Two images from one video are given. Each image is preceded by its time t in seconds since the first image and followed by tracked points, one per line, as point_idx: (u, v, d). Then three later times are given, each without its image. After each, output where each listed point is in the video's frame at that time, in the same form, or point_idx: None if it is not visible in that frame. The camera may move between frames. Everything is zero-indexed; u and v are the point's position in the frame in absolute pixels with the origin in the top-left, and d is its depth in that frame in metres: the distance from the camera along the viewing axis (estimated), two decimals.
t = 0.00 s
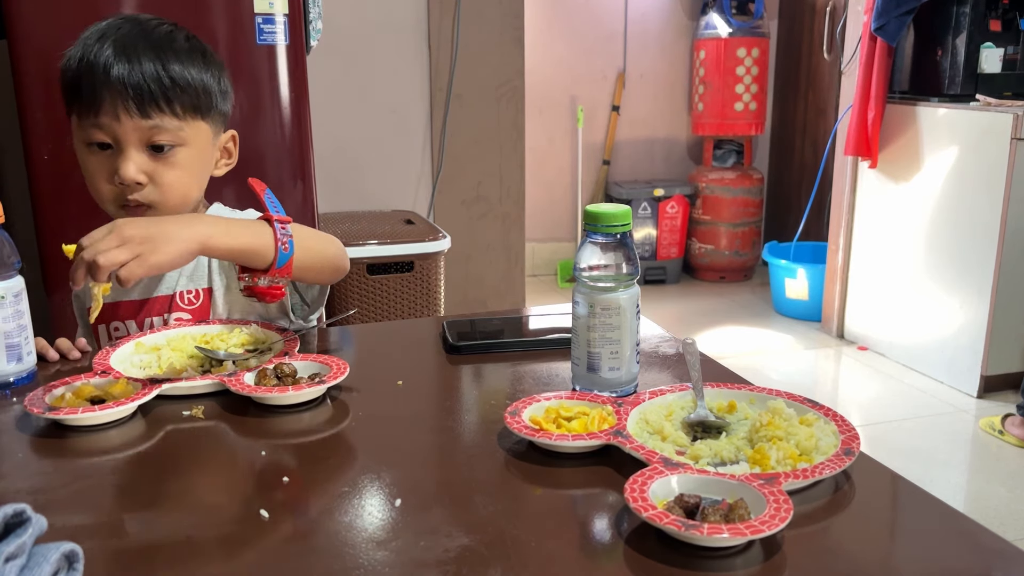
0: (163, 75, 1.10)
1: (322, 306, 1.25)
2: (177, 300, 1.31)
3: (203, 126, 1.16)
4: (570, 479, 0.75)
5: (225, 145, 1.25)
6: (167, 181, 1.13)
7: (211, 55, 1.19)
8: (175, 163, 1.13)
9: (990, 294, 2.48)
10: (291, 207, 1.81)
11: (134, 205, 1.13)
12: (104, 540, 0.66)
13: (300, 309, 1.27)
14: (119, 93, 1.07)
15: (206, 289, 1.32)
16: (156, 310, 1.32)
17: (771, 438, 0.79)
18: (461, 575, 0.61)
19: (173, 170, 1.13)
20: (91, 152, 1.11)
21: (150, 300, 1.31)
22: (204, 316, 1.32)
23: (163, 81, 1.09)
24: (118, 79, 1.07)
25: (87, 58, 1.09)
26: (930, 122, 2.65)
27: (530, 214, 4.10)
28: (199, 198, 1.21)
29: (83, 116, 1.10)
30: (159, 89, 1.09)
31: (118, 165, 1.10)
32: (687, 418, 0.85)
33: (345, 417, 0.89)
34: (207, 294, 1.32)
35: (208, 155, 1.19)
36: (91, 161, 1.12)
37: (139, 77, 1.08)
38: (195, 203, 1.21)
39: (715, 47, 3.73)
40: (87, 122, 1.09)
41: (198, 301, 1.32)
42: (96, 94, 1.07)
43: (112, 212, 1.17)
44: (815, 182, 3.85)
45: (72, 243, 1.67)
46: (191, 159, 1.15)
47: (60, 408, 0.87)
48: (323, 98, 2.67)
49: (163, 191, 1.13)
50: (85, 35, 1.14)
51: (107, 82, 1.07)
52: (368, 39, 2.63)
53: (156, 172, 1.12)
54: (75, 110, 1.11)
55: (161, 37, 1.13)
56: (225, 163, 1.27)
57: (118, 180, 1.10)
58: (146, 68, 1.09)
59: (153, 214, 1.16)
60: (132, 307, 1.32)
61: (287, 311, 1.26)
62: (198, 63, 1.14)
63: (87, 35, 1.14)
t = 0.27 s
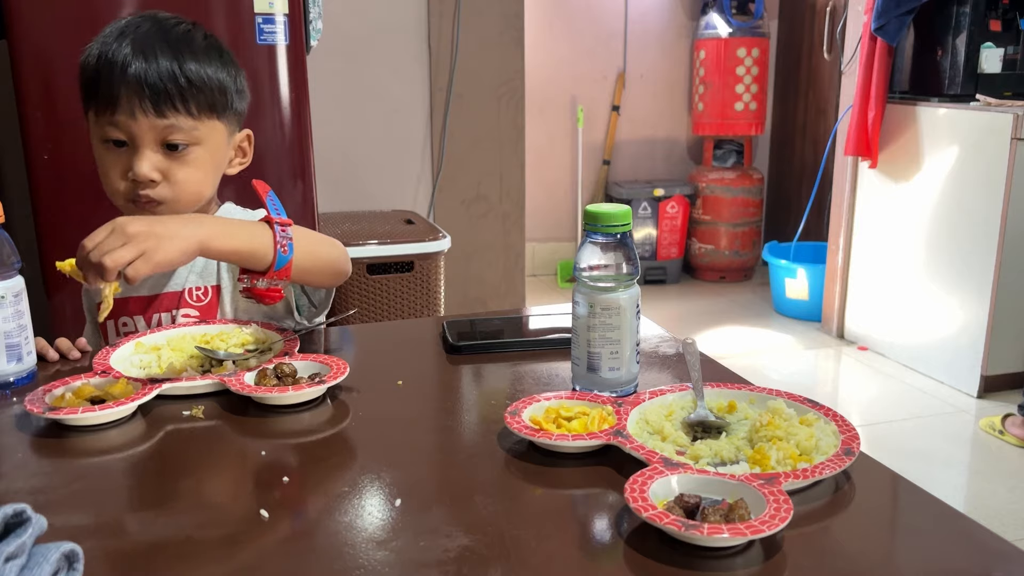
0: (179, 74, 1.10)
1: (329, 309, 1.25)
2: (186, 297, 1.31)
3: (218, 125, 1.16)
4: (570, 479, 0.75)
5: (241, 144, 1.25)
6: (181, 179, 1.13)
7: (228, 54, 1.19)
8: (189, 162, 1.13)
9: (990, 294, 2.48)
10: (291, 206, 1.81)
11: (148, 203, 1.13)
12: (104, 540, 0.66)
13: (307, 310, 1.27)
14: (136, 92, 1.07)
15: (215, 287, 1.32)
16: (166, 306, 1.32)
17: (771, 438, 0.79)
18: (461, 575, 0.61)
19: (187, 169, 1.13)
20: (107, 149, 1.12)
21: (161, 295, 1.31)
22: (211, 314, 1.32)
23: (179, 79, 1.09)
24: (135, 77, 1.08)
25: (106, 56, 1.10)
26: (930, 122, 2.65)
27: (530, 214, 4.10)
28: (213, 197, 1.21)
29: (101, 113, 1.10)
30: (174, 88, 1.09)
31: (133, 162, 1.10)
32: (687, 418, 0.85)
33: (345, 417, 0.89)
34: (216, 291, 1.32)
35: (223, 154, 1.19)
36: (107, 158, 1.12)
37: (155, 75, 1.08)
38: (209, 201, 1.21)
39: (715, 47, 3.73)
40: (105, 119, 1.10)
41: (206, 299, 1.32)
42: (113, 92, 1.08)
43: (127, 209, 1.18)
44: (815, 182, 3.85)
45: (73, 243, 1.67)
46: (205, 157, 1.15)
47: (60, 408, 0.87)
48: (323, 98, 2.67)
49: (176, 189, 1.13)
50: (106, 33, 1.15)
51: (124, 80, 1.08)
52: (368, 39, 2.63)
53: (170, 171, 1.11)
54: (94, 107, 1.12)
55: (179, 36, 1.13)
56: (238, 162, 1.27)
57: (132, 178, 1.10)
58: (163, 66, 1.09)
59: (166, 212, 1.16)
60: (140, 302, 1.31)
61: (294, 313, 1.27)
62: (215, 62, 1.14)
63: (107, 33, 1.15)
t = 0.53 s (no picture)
0: (191, 74, 1.08)
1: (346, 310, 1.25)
2: (209, 293, 1.31)
3: (236, 123, 1.15)
4: (570, 479, 0.75)
5: (263, 140, 1.23)
6: (199, 180, 1.12)
7: (244, 50, 1.17)
8: (206, 162, 1.12)
9: (990, 294, 2.48)
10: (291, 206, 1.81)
11: (169, 206, 1.13)
12: (104, 540, 0.66)
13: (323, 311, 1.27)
14: (149, 95, 1.07)
15: (238, 285, 1.32)
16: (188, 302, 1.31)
17: (771, 438, 0.79)
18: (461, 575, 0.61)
19: (204, 170, 1.12)
20: (128, 152, 1.12)
21: (182, 290, 1.31)
22: (233, 313, 1.32)
23: (191, 80, 1.08)
24: (147, 80, 1.07)
25: (121, 59, 1.10)
26: (930, 122, 2.65)
27: (530, 214, 4.10)
28: (235, 195, 1.20)
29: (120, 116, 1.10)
30: (187, 89, 1.08)
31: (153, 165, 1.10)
32: (687, 418, 0.85)
33: (345, 417, 0.89)
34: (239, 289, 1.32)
35: (242, 152, 1.17)
36: (129, 161, 1.12)
37: (166, 77, 1.07)
38: (231, 200, 1.20)
39: (715, 47, 3.73)
40: (124, 123, 1.10)
41: (229, 297, 1.31)
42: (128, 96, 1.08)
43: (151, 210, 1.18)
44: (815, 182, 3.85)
45: (73, 243, 1.67)
46: (223, 157, 1.14)
47: (60, 408, 0.87)
48: (323, 98, 2.67)
49: (196, 190, 1.13)
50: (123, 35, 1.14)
51: (137, 83, 1.07)
52: (368, 39, 2.63)
53: (188, 172, 1.11)
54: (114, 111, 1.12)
55: (192, 35, 1.11)
56: (262, 157, 1.25)
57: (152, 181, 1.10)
58: (174, 68, 1.08)
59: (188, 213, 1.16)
60: (162, 296, 1.31)
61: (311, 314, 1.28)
62: (229, 59, 1.13)
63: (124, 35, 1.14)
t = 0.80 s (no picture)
0: (207, 75, 1.05)
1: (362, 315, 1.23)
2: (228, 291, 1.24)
3: (254, 123, 1.12)
4: (570, 479, 0.75)
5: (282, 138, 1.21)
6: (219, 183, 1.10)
7: (260, 47, 1.14)
8: (225, 164, 1.09)
9: (990, 294, 2.48)
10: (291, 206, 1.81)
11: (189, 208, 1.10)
12: (104, 540, 0.66)
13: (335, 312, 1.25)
14: (166, 98, 1.04)
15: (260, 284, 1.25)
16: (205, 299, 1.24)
17: (771, 438, 0.79)
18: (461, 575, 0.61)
19: (223, 171, 1.09)
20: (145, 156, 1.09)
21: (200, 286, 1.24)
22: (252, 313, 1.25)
23: (207, 81, 1.05)
24: (164, 82, 1.04)
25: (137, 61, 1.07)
26: (930, 122, 2.65)
27: (530, 214, 4.10)
28: (254, 195, 1.17)
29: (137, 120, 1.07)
30: (204, 91, 1.05)
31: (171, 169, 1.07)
32: (687, 418, 0.85)
33: (345, 417, 0.89)
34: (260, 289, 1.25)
35: (261, 151, 1.15)
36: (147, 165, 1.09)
37: (182, 79, 1.04)
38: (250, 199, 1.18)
39: (715, 47, 3.73)
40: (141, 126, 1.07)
41: (250, 297, 1.25)
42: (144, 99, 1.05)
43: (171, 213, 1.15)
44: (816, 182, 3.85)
45: (73, 243, 1.67)
46: (242, 158, 1.11)
47: (59, 408, 0.87)
48: (322, 98, 2.67)
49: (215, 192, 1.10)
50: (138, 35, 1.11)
51: (153, 86, 1.04)
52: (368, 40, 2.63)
53: (207, 175, 1.08)
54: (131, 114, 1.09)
55: (207, 34, 1.08)
56: (283, 155, 1.23)
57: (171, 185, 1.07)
58: (190, 69, 1.05)
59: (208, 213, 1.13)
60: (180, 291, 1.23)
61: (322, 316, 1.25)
62: (245, 58, 1.09)
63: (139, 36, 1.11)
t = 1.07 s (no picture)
0: (208, 77, 1.05)
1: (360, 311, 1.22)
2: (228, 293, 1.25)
3: (255, 125, 1.12)
4: (570, 479, 0.75)
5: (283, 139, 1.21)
6: (219, 185, 1.10)
7: (261, 48, 1.14)
8: (225, 166, 1.09)
9: (990, 294, 2.48)
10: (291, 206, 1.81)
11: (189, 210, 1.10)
12: (104, 539, 0.66)
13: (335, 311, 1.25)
14: (166, 100, 1.04)
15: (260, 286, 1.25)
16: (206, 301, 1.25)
17: (771, 438, 0.79)
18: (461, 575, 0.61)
19: (223, 174, 1.09)
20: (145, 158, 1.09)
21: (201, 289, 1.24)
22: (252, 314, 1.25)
23: (208, 83, 1.05)
24: (165, 84, 1.04)
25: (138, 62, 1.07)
26: (930, 122, 2.65)
27: (530, 214, 4.10)
28: (253, 196, 1.17)
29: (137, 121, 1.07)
30: (204, 93, 1.05)
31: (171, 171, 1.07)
32: (687, 418, 0.85)
33: (345, 417, 0.89)
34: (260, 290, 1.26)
35: (261, 153, 1.15)
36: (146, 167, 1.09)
37: (183, 82, 1.04)
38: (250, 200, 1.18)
39: (715, 47, 3.73)
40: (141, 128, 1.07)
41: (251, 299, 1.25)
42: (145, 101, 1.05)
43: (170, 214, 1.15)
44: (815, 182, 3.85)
45: (73, 243, 1.67)
46: (242, 160, 1.11)
47: (59, 408, 0.87)
48: (322, 98, 2.67)
49: (215, 194, 1.10)
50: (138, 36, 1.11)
51: (154, 88, 1.04)
52: (368, 40, 2.63)
53: (207, 177, 1.08)
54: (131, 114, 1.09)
55: (208, 36, 1.08)
56: (283, 157, 1.23)
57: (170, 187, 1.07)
58: (191, 71, 1.05)
59: (207, 215, 1.13)
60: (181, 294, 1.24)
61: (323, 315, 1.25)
62: (246, 59, 1.09)
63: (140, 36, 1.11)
